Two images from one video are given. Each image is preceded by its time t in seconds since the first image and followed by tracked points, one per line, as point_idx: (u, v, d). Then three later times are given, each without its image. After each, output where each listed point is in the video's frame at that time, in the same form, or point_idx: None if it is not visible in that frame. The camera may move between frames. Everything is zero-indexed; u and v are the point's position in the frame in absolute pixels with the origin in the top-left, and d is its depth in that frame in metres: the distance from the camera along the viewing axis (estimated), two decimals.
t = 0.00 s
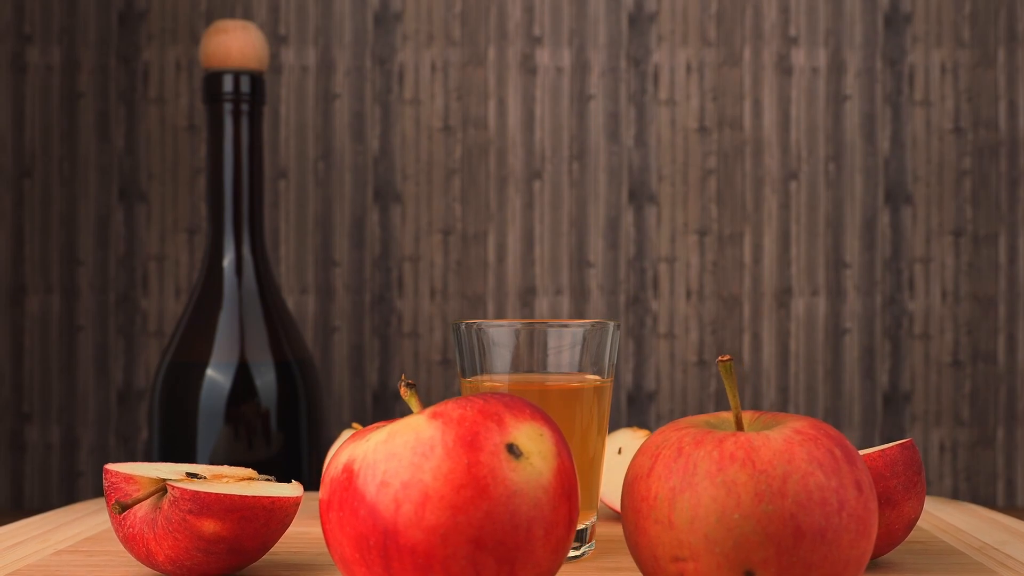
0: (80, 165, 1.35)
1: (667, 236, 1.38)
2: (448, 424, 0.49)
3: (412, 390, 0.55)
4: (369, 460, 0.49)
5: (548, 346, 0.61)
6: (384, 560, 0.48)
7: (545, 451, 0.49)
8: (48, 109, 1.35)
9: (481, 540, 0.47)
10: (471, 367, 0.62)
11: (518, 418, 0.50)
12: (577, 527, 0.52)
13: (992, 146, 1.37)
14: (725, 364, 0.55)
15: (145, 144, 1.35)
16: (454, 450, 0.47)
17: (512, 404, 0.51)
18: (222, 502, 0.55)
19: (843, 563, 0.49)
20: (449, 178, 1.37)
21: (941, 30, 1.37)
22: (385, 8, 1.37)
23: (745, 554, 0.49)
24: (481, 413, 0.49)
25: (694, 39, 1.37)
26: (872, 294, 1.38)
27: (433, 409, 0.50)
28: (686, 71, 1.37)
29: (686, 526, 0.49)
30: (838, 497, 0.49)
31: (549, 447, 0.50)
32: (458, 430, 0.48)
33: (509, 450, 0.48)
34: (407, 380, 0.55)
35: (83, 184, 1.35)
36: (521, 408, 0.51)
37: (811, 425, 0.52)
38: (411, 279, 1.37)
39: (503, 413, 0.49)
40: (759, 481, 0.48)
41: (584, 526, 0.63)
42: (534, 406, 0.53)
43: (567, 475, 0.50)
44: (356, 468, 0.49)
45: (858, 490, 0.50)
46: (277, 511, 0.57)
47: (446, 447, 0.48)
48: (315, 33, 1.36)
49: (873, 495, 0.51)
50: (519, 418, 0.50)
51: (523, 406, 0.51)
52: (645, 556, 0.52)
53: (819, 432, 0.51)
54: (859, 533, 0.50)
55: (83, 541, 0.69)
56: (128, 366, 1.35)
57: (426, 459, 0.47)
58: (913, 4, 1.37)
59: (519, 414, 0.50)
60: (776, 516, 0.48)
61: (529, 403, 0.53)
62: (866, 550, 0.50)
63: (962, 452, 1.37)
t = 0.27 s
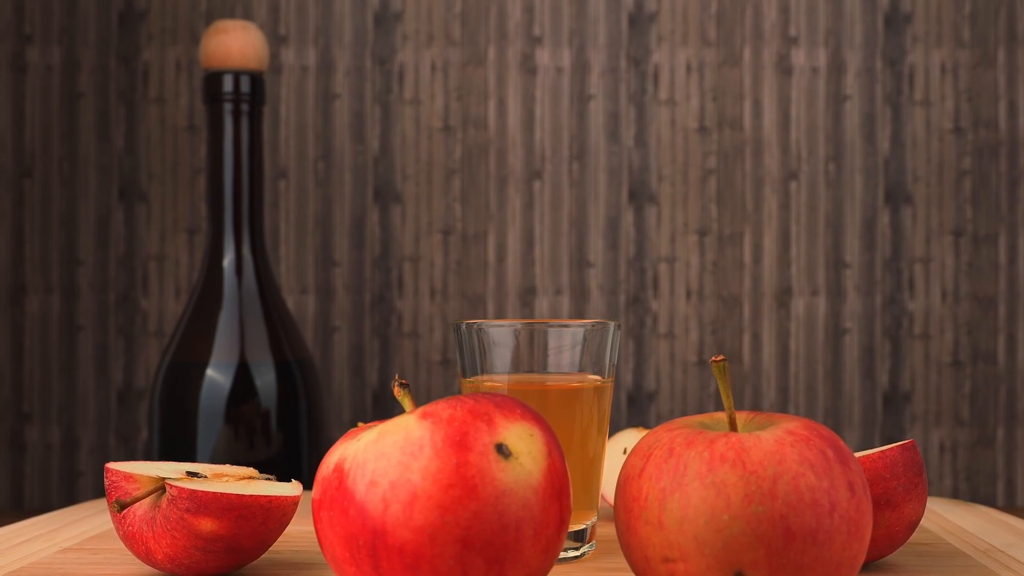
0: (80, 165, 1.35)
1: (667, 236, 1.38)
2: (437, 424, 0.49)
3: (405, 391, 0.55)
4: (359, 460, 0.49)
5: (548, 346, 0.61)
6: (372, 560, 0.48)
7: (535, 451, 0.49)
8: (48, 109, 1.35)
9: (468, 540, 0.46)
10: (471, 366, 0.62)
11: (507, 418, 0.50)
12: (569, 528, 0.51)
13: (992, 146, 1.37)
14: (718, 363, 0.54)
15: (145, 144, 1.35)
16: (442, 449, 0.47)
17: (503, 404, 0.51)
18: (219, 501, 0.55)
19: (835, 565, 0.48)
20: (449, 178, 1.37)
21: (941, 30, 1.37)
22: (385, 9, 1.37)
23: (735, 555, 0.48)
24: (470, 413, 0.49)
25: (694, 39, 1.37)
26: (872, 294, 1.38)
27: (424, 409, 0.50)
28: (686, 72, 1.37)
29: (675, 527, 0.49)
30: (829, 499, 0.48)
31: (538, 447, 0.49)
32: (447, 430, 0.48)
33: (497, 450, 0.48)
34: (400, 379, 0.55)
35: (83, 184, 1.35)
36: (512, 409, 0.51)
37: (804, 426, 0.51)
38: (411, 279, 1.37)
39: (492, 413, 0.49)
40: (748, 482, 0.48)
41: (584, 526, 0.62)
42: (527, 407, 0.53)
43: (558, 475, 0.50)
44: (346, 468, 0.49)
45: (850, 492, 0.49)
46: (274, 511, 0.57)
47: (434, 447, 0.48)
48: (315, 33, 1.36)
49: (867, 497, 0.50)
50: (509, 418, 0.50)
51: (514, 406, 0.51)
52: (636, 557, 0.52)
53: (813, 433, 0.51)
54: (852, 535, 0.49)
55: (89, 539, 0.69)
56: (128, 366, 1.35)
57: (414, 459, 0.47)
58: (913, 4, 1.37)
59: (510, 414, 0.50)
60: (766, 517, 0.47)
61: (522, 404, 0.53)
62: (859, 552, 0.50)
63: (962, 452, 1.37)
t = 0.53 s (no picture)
0: (80, 165, 1.35)
1: (667, 236, 1.38)
2: (427, 424, 0.49)
3: (399, 391, 0.55)
4: (349, 460, 0.49)
5: (549, 346, 0.61)
6: (362, 560, 0.48)
7: (525, 451, 0.49)
8: (48, 109, 1.35)
9: (457, 540, 0.47)
10: (472, 367, 0.62)
11: (497, 418, 0.50)
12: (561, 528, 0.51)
13: (992, 146, 1.37)
14: (711, 364, 0.55)
15: (145, 144, 1.35)
16: (431, 449, 0.48)
17: (494, 405, 0.51)
18: (217, 500, 0.55)
19: (825, 566, 0.48)
20: (449, 178, 1.37)
21: (941, 30, 1.37)
22: (385, 8, 1.37)
23: (724, 556, 0.48)
24: (460, 413, 0.49)
25: (694, 39, 1.37)
26: (872, 294, 1.38)
27: (414, 409, 0.50)
28: (687, 71, 1.37)
29: (665, 527, 0.49)
30: (820, 500, 0.48)
31: (529, 447, 0.49)
32: (436, 429, 0.48)
33: (487, 450, 0.48)
34: (394, 379, 0.55)
35: (83, 184, 1.35)
36: (503, 409, 0.51)
37: (796, 427, 0.51)
38: (411, 279, 1.37)
39: (482, 413, 0.49)
40: (738, 483, 0.48)
41: (585, 526, 0.62)
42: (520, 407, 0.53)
43: (548, 476, 0.50)
44: (336, 467, 0.49)
45: (841, 493, 0.49)
46: (273, 510, 0.57)
47: (423, 446, 0.48)
48: (315, 33, 1.36)
49: (858, 498, 0.50)
50: (500, 418, 0.50)
51: (506, 407, 0.51)
52: (628, 557, 0.52)
53: (805, 434, 0.51)
54: (843, 536, 0.49)
55: (95, 538, 0.70)
56: (128, 366, 1.35)
57: (403, 459, 0.47)
58: (913, 4, 1.37)
59: (500, 414, 0.50)
60: (755, 518, 0.47)
61: (515, 404, 0.53)
62: (851, 553, 0.50)
63: (961, 452, 1.37)
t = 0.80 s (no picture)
0: (80, 165, 1.35)
1: (667, 236, 1.38)
2: (417, 424, 0.49)
3: (393, 391, 0.55)
4: (340, 460, 0.49)
5: (549, 346, 0.61)
6: (352, 559, 0.48)
7: (514, 451, 0.49)
8: (48, 109, 1.35)
9: (445, 539, 0.47)
10: (473, 367, 0.63)
11: (488, 418, 0.50)
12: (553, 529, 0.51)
13: (992, 146, 1.37)
14: (706, 364, 0.54)
15: (145, 144, 1.35)
16: (420, 449, 0.48)
17: (486, 405, 0.51)
18: (214, 498, 0.55)
19: (816, 567, 0.48)
20: (449, 178, 1.37)
21: (941, 30, 1.37)
22: (385, 9, 1.37)
23: (714, 557, 0.48)
24: (451, 413, 0.50)
25: (694, 39, 1.37)
26: (872, 294, 1.38)
27: (405, 409, 0.50)
28: (686, 71, 1.37)
29: (655, 528, 0.49)
30: (811, 501, 0.48)
31: (519, 447, 0.49)
32: (426, 429, 0.49)
33: (476, 450, 0.48)
34: (387, 379, 0.55)
35: (83, 184, 1.35)
36: (495, 409, 0.51)
37: (789, 427, 0.51)
38: (411, 279, 1.37)
39: (472, 413, 0.49)
40: (728, 484, 0.48)
41: (585, 526, 0.62)
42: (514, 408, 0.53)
43: (539, 475, 0.50)
44: (328, 467, 0.50)
45: (834, 494, 0.49)
46: (271, 508, 0.57)
47: (413, 446, 0.48)
48: (315, 33, 1.36)
49: (852, 499, 0.50)
50: (490, 418, 0.50)
51: (498, 407, 0.51)
52: (620, 558, 0.52)
53: (797, 434, 0.50)
54: (835, 537, 0.49)
55: (100, 536, 0.70)
56: (128, 366, 1.35)
57: (393, 458, 0.48)
58: (913, 4, 1.37)
59: (491, 414, 0.50)
60: (745, 519, 0.47)
61: (509, 404, 0.53)
62: (842, 555, 0.49)
63: (962, 452, 1.37)
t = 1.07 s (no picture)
0: (80, 165, 1.35)
1: (667, 236, 1.38)
2: (407, 423, 0.48)
3: (386, 390, 0.55)
4: (330, 460, 0.49)
5: (549, 346, 0.61)
6: (341, 559, 0.48)
7: (504, 451, 0.48)
8: (48, 109, 1.35)
9: (432, 539, 0.46)
10: (473, 367, 0.63)
11: (478, 418, 0.49)
12: (544, 530, 0.51)
13: (992, 146, 1.37)
14: (699, 364, 0.53)
15: (145, 144, 1.35)
16: (409, 449, 0.47)
17: (477, 404, 0.51)
18: (212, 497, 0.55)
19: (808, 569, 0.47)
20: (449, 178, 1.37)
21: (941, 30, 1.37)
22: (385, 9, 1.37)
23: (703, 559, 0.47)
24: (440, 413, 0.49)
25: (694, 39, 1.37)
26: (872, 294, 1.38)
27: (396, 409, 0.50)
28: (686, 71, 1.37)
29: (645, 529, 0.48)
30: (802, 503, 0.47)
31: (509, 448, 0.49)
32: (415, 429, 0.48)
33: (464, 450, 0.48)
34: (381, 379, 0.55)
35: (83, 184, 1.35)
36: (486, 409, 0.50)
37: (782, 427, 0.50)
38: (411, 279, 1.37)
39: (462, 413, 0.49)
40: (717, 485, 0.47)
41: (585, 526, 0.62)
42: (506, 408, 0.53)
43: (530, 476, 0.49)
44: (318, 467, 0.49)
45: (826, 495, 0.48)
46: (269, 508, 0.57)
47: (401, 445, 0.48)
48: (315, 33, 1.36)
49: (845, 501, 0.49)
50: (480, 418, 0.49)
51: (489, 407, 0.51)
52: (609, 559, 0.51)
53: (790, 434, 0.49)
54: (827, 539, 0.48)
55: (105, 535, 0.69)
56: (128, 366, 1.35)
57: (381, 458, 0.47)
58: (913, 4, 1.37)
59: (482, 414, 0.50)
60: (735, 520, 0.46)
61: (502, 405, 0.53)
62: (835, 558, 0.48)
63: (961, 452, 1.37)
